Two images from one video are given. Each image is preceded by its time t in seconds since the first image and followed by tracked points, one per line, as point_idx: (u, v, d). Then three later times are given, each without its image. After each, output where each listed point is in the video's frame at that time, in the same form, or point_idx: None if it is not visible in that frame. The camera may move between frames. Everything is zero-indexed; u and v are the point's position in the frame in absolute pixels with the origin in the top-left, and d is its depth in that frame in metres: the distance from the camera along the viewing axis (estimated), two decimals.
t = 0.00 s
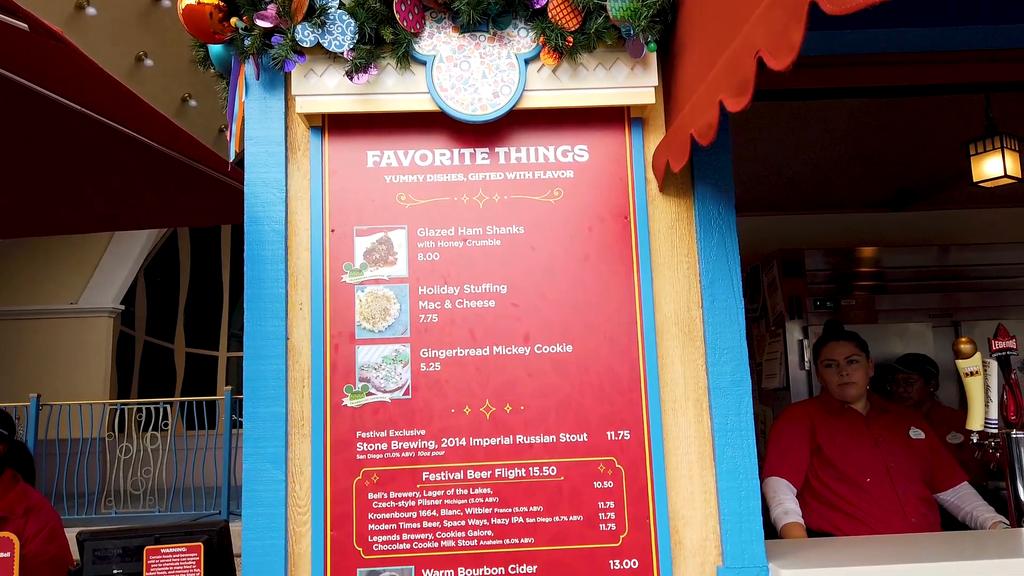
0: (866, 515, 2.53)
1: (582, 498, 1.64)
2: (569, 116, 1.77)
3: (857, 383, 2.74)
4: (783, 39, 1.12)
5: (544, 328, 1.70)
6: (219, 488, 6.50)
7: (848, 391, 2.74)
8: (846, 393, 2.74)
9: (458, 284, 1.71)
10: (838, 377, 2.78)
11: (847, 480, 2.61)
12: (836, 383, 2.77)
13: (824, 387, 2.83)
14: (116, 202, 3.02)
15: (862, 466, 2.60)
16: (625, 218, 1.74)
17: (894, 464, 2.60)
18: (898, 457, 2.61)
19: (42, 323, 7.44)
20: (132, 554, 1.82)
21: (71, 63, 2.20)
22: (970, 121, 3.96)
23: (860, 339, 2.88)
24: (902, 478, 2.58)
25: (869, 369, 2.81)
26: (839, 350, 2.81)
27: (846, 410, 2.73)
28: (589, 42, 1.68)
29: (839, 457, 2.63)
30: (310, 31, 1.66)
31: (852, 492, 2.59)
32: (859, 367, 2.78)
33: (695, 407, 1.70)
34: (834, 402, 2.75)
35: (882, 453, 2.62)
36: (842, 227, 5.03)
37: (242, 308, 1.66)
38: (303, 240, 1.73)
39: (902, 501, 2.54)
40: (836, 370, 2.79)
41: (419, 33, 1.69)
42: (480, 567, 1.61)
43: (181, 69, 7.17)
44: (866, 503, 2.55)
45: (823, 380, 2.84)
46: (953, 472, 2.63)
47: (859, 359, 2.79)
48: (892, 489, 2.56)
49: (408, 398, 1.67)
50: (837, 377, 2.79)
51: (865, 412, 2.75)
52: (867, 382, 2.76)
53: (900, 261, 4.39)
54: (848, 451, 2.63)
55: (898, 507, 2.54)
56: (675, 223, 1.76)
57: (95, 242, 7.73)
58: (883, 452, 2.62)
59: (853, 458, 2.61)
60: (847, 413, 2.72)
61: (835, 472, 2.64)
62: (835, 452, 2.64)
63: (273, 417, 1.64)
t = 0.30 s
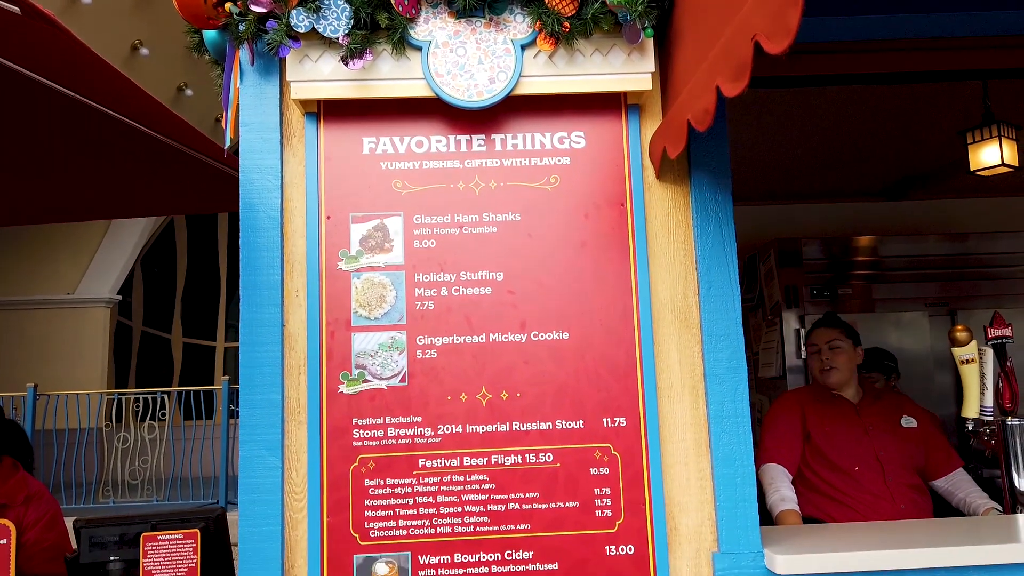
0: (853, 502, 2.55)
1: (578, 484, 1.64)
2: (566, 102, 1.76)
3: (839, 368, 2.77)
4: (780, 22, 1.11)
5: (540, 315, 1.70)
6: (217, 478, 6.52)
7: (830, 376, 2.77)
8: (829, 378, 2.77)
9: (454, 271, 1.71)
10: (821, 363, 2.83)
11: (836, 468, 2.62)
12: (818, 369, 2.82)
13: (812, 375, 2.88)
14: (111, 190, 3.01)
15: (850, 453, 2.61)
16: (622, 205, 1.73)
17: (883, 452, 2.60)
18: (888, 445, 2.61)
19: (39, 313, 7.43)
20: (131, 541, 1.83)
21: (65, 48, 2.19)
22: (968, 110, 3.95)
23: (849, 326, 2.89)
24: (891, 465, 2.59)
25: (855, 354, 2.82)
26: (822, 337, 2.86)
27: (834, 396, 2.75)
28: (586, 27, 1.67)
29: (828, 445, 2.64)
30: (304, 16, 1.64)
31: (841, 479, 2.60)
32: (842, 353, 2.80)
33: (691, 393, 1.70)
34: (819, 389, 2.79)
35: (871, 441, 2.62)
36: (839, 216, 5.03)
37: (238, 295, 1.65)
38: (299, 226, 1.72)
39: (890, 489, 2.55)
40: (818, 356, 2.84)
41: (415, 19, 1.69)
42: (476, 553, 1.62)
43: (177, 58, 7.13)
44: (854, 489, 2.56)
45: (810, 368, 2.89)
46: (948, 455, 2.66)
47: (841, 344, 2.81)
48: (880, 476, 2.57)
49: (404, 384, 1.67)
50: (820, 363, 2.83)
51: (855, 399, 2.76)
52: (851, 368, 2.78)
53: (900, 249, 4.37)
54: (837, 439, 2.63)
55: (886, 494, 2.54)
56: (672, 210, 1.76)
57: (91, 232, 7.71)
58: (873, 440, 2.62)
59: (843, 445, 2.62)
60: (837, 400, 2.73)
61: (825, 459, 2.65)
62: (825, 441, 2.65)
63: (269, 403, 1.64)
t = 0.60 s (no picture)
0: (836, 489, 2.56)
1: (575, 469, 1.65)
2: (564, 87, 1.75)
3: (824, 357, 2.76)
4: (780, 5, 1.10)
5: (538, 301, 1.70)
6: (215, 466, 6.53)
7: (818, 367, 2.78)
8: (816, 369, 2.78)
9: (452, 257, 1.70)
10: (807, 356, 2.83)
11: (822, 455, 2.63)
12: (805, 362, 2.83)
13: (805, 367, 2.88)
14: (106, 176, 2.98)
15: (836, 441, 2.61)
16: (619, 191, 1.73)
17: (870, 440, 2.58)
18: (874, 432, 2.59)
19: (35, 301, 7.41)
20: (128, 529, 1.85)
21: (59, 32, 2.17)
22: (968, 96, 3.94)
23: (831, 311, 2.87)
24: (877, 453, 2.56)
25: (839, 338, 2.80)
26: (804, 329, 2.87)
27: (827, 385, 2.74)
28: (584, 12, 1.66)
29: (815, 432, 2.65)
30: None
31: (827, 467, 2.62)
32: (824, 341, 2.79)
33: (688, 379, 1.70)
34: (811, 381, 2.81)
35: (859, 428, 2.60)
36: (837, 204, 5.02)
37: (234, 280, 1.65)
38: (296, 211, 1.72)
39: (872, 477, 2.53)
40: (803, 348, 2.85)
41: (412, 2, 1.68)
42: (474, 537, 1.63)
43: (173, 44, 7.07)
44: (838, 478, 2.58)
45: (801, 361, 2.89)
46: (951, 439, 2.63)
47: (821, 333, 2.81)
48: (864, 464, 2.56)
49: (402, 369, 1.67)
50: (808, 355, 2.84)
51: (849, 385, 2.74)
52: (837, 352, 2.77)
53: (897, 237, 4.37)
54: (825, 427, 2.64)
55: (869, 482, 2.53)
56: (670, 195, 1.75)
57: (87, 220, 7.68)
58: (861, 427, 2.60)
59: (829, 432, 2.63)
60: (830, 387, 2.72)
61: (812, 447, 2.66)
62: (812, 429, 2.66)
63: (266, 388, 1.63)
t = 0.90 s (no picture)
0: (821, 477, 2.59)
1: (573, 456, 1.66)
2: (562, 74, 1.75)
3: (815, 345, 2.76)
4: None
5: (536, 289, 1.70)
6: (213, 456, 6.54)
7: (810, 356, 2.78)
8: (808, 357, 2.79)
9: (450, 244, 1.70)
10: (799, 344, 2.84)
11: (812, 444, 2.65)
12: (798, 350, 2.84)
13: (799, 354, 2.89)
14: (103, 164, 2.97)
15: (827, 430, 2.62)
16: (618, 179, 1.73)
17: (860, 430, 2.59)
18: (866, 422, 2.60)
19: (33, 291, 7.41)
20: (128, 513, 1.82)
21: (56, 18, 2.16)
22: (967, 85, 3.93)
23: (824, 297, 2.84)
24: (866, 443, 2.57)
25: (831, 326, 2.78)
26: (797, 317, 2.86)
27: (820, 373, 2.75)
28: None
29: (806, 420, 2.66)
30: None
31: (815, 455, 2.64)
32: (816, 330, 2.78)
33: (686, 366, 1.71)
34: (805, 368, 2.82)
35: (851, 417, 2.61)
36: (836, 194, 5.02)
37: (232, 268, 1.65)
38: (294, 199, 1.71)
39: (860, 467, 2.54)
40: (796, 337, 2.85)
41: None
42: (472, 524, 1.63)
43: (169, 33, 7.03)
44: (825, 467, 2.60)
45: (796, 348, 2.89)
46: (951, 426, 2.64)
47: (813, 321, 2.80)
48: (853, 455, 2.57)
49: (400, 357, 1.67)
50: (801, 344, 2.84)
51: (844, 372, 2.74)
52: (828, 341, 2.76)
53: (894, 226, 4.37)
54: (818, 415, 2.65)
55: (856, 472, 2.55)
56: (668, 183, 1.75)
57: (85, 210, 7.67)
58: (853, 416, 2.61)
59: (821, 420, 2.64)
60: (827, 375, 2.72)
61: (802, 435, 2.67)
62: (802, 416, 2.67)
63: (265, 376, 1.64)
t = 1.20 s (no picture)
0: (818, 467, 2.61)
1: (571, 444, 1.66)
2: (561, 62, 1.74)
3: (814, 338, 2.74)
4: None
5: (534, 277, 1.70)
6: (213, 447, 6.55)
7: (808, 348, 2.77)
8: (807, 348, 2.78)
9: (449, 233, 1.70)
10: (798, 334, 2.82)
11: (810, 435, 2.66)
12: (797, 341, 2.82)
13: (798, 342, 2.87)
14: (100, 153, 2.96)
15: (824, 421, 2.63)
16: (617, 168, 1.73)
17: (858, 421, 2.60)
18: (864, 414, 2.61)
19: (33, 282, 7.40)
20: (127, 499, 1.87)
21: (54, 6, 2.15)
22: (968, 76, 3.92)
23: (824, 286, 2.79)
24: (863, 435, 2.59)
25: (830, 318, 2.75)
26: (796, 307, 2.82)
27: (819, 365, 2.75)
28: None
29: (805, 410, 2.67)
30: None
31: (813, 446, 2.66)
32: (815, 322, 2.75)
33: (684, 355, 1.71)
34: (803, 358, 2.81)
35: (849, 408, 2.62)
36: (835, 185, 5.02)
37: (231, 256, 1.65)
38: (292, 188, 1.71)
39: (856, 458, 2.56)
40: (795, 328, 2.82)
41: None
42: (471, 511, 1.64)
43: (168, 23, 7.00)
44: (822, 457, 2.62)
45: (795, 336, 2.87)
46: (950, 415, 2.65)
47: (812, 313, 2.76)
48: (850, 446, 2.58)
49: (399, 346, 1.67)
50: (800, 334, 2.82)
51: (842, 363, 2.74)
52: (825, 332, 2.74)
53: (892, 216, 4.35)
54: (815, 406, 2.66)
55: (852, 463, 2.56)
56: (667, 172, 1.75)
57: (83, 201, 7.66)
58: (851, 407, 2.62)
59: (819, 412, 2.65)
60: (827, 366, 2.73)
61: (799, 426, 2.69)
62: (801, 407, 2.69)
63: (264, 364, 1.64)
